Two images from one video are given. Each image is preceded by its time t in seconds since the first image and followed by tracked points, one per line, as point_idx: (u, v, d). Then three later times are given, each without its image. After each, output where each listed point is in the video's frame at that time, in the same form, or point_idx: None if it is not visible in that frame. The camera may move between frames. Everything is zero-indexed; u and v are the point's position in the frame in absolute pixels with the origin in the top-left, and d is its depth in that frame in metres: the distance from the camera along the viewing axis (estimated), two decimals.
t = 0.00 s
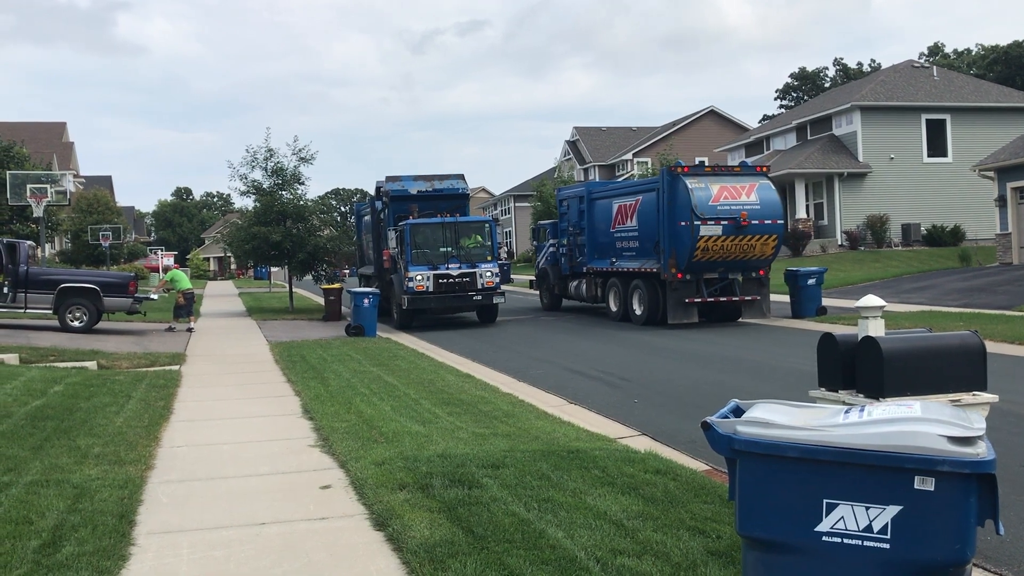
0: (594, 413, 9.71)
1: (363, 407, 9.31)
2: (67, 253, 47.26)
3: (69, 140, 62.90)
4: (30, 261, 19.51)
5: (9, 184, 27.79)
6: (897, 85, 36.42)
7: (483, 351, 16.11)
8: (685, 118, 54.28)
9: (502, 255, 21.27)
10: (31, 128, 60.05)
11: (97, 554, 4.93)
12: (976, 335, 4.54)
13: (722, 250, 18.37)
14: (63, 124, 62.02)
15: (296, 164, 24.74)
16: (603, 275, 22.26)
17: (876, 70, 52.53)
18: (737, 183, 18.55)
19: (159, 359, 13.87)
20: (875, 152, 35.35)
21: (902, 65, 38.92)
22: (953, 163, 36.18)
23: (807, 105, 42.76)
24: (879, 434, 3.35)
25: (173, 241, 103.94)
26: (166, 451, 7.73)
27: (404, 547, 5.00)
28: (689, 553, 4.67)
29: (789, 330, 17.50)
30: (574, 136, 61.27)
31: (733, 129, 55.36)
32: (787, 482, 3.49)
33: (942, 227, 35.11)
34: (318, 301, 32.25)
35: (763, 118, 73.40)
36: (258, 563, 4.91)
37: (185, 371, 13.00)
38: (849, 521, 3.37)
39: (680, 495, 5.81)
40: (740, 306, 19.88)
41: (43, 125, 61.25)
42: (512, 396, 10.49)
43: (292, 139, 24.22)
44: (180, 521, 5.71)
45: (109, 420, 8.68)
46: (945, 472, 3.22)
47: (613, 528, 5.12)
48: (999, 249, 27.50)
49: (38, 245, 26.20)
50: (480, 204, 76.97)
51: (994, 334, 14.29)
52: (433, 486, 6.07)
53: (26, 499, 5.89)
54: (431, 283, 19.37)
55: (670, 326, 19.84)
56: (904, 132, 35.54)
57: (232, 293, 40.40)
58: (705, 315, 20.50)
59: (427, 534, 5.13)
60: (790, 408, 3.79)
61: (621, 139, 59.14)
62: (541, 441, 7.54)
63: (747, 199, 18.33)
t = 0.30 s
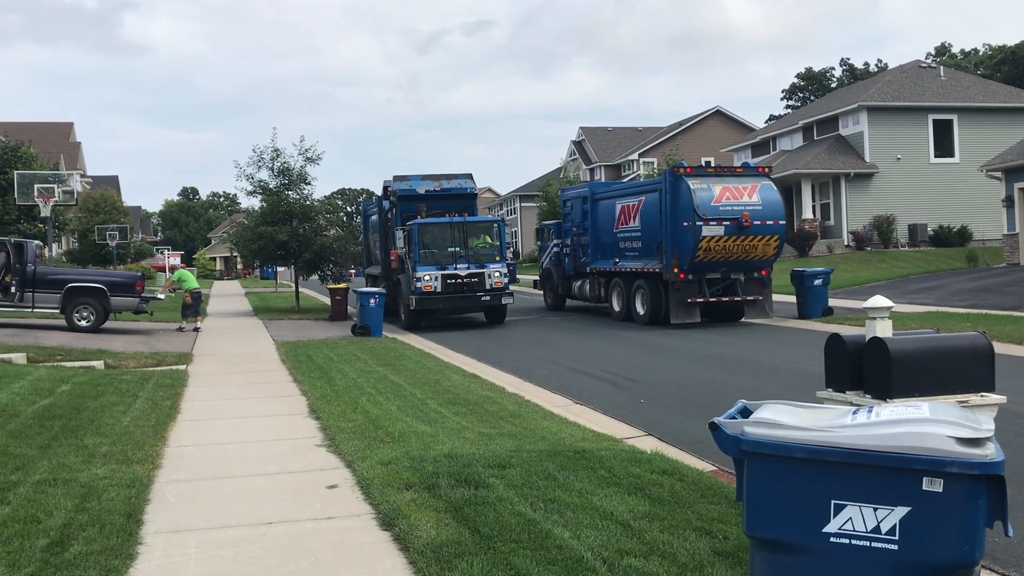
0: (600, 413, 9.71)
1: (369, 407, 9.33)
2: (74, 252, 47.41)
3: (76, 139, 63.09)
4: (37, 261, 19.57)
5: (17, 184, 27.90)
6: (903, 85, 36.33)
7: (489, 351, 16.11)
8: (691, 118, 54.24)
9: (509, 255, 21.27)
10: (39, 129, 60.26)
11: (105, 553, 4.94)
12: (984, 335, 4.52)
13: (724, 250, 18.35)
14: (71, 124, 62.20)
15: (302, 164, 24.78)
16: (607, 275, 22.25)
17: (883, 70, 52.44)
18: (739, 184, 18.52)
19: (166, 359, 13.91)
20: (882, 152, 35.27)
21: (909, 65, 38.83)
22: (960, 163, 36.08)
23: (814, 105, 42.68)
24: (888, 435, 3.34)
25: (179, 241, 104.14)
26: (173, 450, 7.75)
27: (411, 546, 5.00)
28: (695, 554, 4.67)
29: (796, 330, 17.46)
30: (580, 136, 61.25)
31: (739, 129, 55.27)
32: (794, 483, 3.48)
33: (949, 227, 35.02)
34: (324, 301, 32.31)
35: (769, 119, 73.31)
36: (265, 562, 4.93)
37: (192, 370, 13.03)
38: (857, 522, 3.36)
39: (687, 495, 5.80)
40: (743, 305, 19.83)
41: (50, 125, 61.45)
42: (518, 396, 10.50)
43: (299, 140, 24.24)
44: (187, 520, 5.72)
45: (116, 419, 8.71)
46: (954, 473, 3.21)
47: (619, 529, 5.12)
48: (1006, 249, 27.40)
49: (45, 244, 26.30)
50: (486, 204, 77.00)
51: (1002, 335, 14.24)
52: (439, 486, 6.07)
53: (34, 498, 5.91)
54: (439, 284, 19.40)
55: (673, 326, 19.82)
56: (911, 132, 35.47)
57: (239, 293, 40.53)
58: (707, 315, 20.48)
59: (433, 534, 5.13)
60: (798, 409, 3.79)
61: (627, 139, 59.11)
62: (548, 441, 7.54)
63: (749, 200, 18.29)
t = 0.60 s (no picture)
0: (605, 415, 9.70)
1: (374, 408, 9.34)
2: (80, 254, 47.52)
3: (82, 141, 63.29)
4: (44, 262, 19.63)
5: (24, 185, 28.02)
6: (910, 87, 36.26)
7: (495, 353, 16.11)
8: (696, 120, 54.22)
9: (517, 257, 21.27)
10: (46, 130, 60.44)
11: (111, 554, 4.95)
12: (991, 338, 4.51)
13: (726, 252, 18.34)
14: (77, 125, 62.39)
15: (308, 165, 24.83)
16: (610, 277, 22.23)
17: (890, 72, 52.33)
18: (742, 186, 18.50)
19: (172, 359, 13.95)
20: (888, 154, 35.21)
21: (915, 67, 38.75)
22: (966, 166, 35.99)
23: (820, 107, 42.62)
24: (895, 437, 3.33)
25: (185, 243, 104.35)
26: (179, 451, 7.77)
27: (417, 548, 5.00)
28: (701, 557, 4.66)
29: (801, 333, 17.43)
30: (585, 138, 61.27)
31: (745, 131, 55.20)
32: (801, 485, 3.48)
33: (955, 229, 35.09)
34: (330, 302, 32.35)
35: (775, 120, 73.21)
36: (271, 562, 4.94)
37: (198, 372, 13.06)
38: (864, 524, 3.36)
39: (693, 498, 5.79)
40: (744, 308, 19.71)
41: (57, 127, 61.65)
42: (524, 398, 10.50)
43: (305, 141, 24.28)
44: (193, 521, 5.73)
45: (122, 420, 8.73)
46: (962, 476, 3.20)
47: (625, 531, 5.11)
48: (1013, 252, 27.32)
49: (51, 245, 26.39)
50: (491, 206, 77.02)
51: (1009, 338, 14.20)
52: (445, 488, 6.07)
53: (41, 499, 5.93)
54: (447, 286, 19.45)
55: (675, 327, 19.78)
56: (917, 134, 35.40)
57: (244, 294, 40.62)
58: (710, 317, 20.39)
59: (439, 536, 5.14)
60: (805, 411, 3.78)
61: (632, 141, 59.10)
62: (553, 444, 7.54)
63: (751, 203, 18.26)
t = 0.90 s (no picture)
0: (608, 419, 9.69)
1: (377, 411, 9.35)
2: (83, 256, 47.51)
3: (85, 143, 63.34)
4: (49, 264, 19.66)
5: (28, 188, 28.07)
6: (913, 92, 36.23)
7: (498, 356, 16.12)
8: (700, 124, 54.20)
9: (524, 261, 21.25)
10: (49, 132, 60.47)
11: (115, 556, 4.97)
12: (994, 343, 4.51)
13: (728, 256, 18.33)
14: (81, 127, 62.42)
15: (312, 168, 24.86)
16: (612, 280, 22.23)
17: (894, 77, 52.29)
18: (744, 190, 18.53)
19: (175, 362, 13.96)
20: (891, 158, 35.19)
21: (919, 71, 38.72)
22: (970, 170, 35.94)
23: (823, 111, 42.58)
24: (898, 441, 3.33)
25: (189, 245, 104.35)
26: (182, 453, 7.79)
27: (419, 551, 5.01)
28: (704, 560, 4.65)
29: (804, 337, 17.42)
30: (589, 141, 61.26)
31: (748, 135, 55.16)
32: (804, 489, 3.48)
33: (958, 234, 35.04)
34: (333, 305, 32.37)
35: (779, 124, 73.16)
36: (274, 564, 4.95)
37: (201, 374, 13.07)
38: (867, 529, 3.35)
39: (696, 502, 5.79)
40: (745, 312, 19.66)
41: (60, 129, 61.69)
42: (527, 402, 10.50)
43: (308, 144, 24.28)
44: (196, 524, 5.73)
45: (126, 422, 8.74)
46: (964, 481, 3.20)
47: (628, 534, 5.11)
48: (1016, 257, 27.23)
49: (55, 247, 26.43)
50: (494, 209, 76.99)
51: (1012, 343, 14.18)
52: (447, 491, 6.07)
53: (44, 500, 5.94)
54: (454, 289, 19.33)
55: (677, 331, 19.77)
56: (921, 138, 35.38)
57: (247, 296, 40.65)
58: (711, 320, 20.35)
59: (441, 539, 5.14)
60: (808, 416, 3.78)
61: (636, 144, 59.06)
62: (556, 447, 7.54)
63: (753, 207, 18.31)
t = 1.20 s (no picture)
0: (608, 422, 9.70)
1: (378, 413, 9.35)
2: (84, 258, 47.49)
3: (86, 145, 63.37)
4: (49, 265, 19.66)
5: (30, 189, 28.10)
6: (915, 95, 36.24)
7: (499, 359, 16.11)
8: (701, 127, 54.23)
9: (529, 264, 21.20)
10: (50, 133, 60.48)
11: (115, 557, 4.97)
12: (996, 347, 4.51)
13: (729, 260, 18.32)
14: (82, 129, 62.45)
15: (313, 170, 24.88)
16: (613, 283, 22.23)
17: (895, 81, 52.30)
18: (744, 193, 18.54)
19: (176, 364, 13.97)
20: (892, 162, 35.19)
21: (920, 75, 38.74)
22: (971, 174, 35.92)
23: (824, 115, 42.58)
24: (900, 444, 3.33)
25: (190, 247, 104.31)
26: (183, 454, 7.79)
27: (419, 554, 5.00)
28: (705, 564, 4.65)
29: (805, 340, 17.41)
30: (590, 144, 61.29)
31: (749, 139, 55.14)
32: (806, 492, 3.48)
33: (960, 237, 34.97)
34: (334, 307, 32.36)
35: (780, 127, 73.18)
36: (274, 567, 4.94)
37: (201, 376, 13.07)
38: (869, 532, 3.35)
39: (697, 505, 5.79)
40: (746, 315, 19.67)
41: (61, 130, 61.70)
42: (527, 404, 10.50)
43: (310, 146, 24.29)
44: (196, 525, 5.73)
45: (127, 424, 8.75)
46: (967, 484, 3.20)
47: (628, 537, 5.11)
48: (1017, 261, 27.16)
49: (56, 248, 26.44)
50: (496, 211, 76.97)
51: (1014, 347, 14.16)
52: (448, 493, 6.07)
53: (45, 501, 5.94)
54: (461, 292, 19.36)
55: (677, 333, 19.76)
56: (922, 142, 35.39)
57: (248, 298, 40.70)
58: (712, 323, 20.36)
59: (442, 541, 5.14)
60: (809, 419, 3.78)
61: (637, 147, 59.07)
62: (556, 449, 7.54)
63: (753, 210, 18.33)
